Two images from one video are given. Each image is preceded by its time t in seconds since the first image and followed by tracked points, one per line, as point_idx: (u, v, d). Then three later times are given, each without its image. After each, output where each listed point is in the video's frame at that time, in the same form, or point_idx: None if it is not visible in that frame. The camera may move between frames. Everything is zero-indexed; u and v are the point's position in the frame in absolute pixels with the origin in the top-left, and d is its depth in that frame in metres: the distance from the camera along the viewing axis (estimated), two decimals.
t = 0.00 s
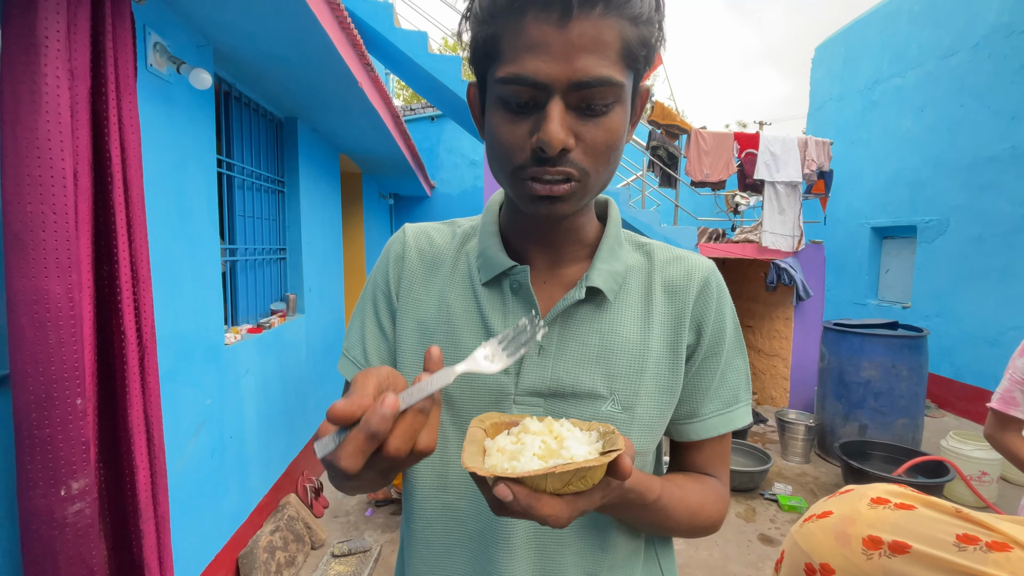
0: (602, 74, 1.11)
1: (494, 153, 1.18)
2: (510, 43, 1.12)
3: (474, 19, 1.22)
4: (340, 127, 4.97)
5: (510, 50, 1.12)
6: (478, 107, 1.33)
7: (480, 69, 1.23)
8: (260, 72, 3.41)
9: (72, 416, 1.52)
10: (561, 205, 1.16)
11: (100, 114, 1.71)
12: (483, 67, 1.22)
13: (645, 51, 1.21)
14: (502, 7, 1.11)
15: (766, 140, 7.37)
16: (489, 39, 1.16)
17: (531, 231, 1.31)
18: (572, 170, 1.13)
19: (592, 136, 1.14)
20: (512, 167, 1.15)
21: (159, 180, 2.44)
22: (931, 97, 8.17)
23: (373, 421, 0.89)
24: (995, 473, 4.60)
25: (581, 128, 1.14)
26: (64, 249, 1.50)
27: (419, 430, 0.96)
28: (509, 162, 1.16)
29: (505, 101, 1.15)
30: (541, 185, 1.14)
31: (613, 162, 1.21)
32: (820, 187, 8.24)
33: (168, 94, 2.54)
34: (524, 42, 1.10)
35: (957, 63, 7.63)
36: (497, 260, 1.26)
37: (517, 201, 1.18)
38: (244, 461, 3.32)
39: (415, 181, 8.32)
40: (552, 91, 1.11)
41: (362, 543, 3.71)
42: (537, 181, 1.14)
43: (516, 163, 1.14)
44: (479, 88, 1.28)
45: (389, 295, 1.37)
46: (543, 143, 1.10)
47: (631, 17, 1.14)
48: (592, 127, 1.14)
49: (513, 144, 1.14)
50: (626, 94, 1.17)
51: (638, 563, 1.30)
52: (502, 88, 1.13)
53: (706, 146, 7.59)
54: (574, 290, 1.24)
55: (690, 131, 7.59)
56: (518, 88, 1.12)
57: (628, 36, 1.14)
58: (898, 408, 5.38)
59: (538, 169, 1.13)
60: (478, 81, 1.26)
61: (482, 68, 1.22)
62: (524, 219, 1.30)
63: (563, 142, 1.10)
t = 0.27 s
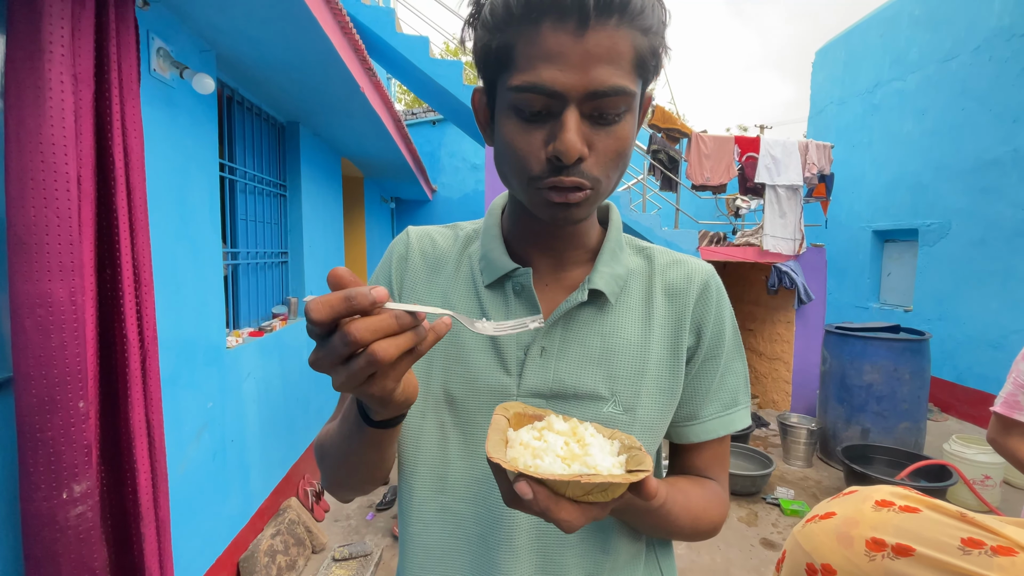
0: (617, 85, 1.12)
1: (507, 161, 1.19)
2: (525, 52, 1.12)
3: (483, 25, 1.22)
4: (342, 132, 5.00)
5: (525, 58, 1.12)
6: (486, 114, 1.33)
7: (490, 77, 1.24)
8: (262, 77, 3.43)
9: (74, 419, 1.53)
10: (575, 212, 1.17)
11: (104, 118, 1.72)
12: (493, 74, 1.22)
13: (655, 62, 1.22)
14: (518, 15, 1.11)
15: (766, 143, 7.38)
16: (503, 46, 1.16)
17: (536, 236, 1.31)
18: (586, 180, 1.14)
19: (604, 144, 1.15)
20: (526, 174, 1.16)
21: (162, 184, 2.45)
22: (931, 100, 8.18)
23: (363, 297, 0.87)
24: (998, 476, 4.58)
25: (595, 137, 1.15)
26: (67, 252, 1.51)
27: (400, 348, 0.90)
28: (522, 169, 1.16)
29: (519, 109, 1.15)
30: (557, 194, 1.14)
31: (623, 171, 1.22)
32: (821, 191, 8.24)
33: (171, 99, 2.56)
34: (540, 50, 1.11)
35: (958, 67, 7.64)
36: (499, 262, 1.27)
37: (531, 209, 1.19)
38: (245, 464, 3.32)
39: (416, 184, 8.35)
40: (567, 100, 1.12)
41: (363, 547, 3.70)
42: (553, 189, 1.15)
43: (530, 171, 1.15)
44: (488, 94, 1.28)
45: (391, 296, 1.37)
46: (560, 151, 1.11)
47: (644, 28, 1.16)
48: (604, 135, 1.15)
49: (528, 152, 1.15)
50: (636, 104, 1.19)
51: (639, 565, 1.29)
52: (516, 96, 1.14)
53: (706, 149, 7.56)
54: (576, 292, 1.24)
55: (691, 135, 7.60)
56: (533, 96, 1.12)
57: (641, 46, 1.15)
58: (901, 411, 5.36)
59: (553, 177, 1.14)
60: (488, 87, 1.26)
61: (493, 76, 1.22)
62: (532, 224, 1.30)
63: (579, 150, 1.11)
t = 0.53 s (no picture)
0: (630, 91, 1.12)
1: (516, 165, 1.18)
2: (540, 55, 1.12)
3: (497, 27, 1.21)
4: (344, 135, 5.01)
5: (540, 61, 1.12)
6: (494, 117, 1.32)
7: (502, 80, 1.23)
8: (264, 81, 3.44)
9: (76, 422, 1.53)
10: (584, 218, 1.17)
11: (107, 122, 1.73)
12: (505, 77, 1.22)
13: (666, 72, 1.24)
14: (535, 19, 1.11)
15: (768, 146, 7.39)
16: (517, 48, 1.15)
17: (543, 241, 1.31)
18: (596, 186, 1.15)
19: (616, 151, 1.15)
20: (537, 178, 1.15)
21: (164, 187, 2.46)
22: (932, 103, 8.18)
23: (416, 334, 0.90)
24: (1002, 480, 4.56)
25: (605, 143, 1.15)
26: (70, 255, 1.51)
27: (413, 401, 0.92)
28: (533, 173, 1.16)
29: (531, 112, 1.15)
30: (568, 200, 1.15)
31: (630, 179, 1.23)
32: (823, 194, 8.24)
33: (174, 102, 2.56)
34: (555, 54, 1.11)
35: (958, 70, 7.65)
36: (501, 266, 1.27)
37: (540, 213, 1.19)
38: (246, 468, 3.32)
39: (417, 188, 8.35)
40: (581, 105, 1.12)
41: (364, 551, 3.69)
42: (564, 195, 1.15)
43: (541, 175, 1.15)
44: (498, 95, 1.27)
45: (394, 301, 1.37)
46: (572, 156, 1.11)
47: (658, 36, 1.16)
48: (615, 141, 1.15)
49: (539, 157, 1.15)
50: (647, 111, 1.19)
51: (643, 568, 1.29)
52: (529, 98, 1.14)
53: (707, 153, 7.56)
54: (578, 296, 1.24)
55: (692, 138, 7.61)
56: (546, 100, 1.12)
57: (654, 55, 1.16)
58: (904, 415, 5.33)
59: (564, 183, 1.14)
60: (498, 90, 1.26)
61: (505, 78, 1.22)
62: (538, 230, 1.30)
63: (592, 156, 1.11)
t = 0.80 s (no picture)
0: (613, 68, 1.11)
1: (510, 152, 1.18)
2: (525, 45, 1.15)
3: (490, 32, 1.26)
4: (356, 137, 5.04)
5: (525, 51, 1.15)
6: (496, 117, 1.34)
7: (498, 78, 1.26)
8: (277, 83, 3.47)
9: (85, 419, 1.54)
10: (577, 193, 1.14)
11: (120, 122, 1.74)
12: (499, 75, 1.24)
13: (656, 56, 1.22)
14: (517, 15, 1.15)
15: (783, 148, 7.28)
16: (505, 45, 1.19)
17: (550, 228, 1.29)
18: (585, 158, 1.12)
19: (605, 128, 1.13)
20: (527, 159, 1.14)
21: (177, 187, 2.48)
22: (954, 104, 8.01)
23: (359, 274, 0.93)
24: None
25: (594, 120, 1.13)
26: (81, 253, 1.53)
27: (336, 329, 0.92)
28: (524, 155, 1.15)
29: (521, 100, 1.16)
30: (557, 173, 1.12)
31: (628, 159, 1.19)
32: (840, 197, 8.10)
33: (188, 104, 2.59)
34: (539, 43, 1.13)
35: (980, 71, 7.48)
36: (514, 259, 1.26)
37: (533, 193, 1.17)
38: (256, 467, 3.33)
39: (429, 190, 8.38)
40: (565, 83, 1.12)
41: (372, 552, 3.67)
42: (553, 170, 1.13)
43: (532, 156, 1.14)
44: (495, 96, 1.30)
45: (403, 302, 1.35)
46: (557, 131, 1.09)
47: (640, 23, 1.17)
48: (605, 120, 1.13)
49: (529, 138, 1.14)
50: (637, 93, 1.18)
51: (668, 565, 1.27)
52: (518, 87, 1.15)
53: (722, 154, 7.49)
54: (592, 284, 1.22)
55: (705, 140, 7.54)
56: (534, 83, 1.13)
57: (636, 39, 1.16)
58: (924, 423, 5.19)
59: (553, 160, 1.12)
60: (496, 89, 1.28)
61: (500, 76, 1.25)
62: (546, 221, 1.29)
63: (578, 131, 1.09)
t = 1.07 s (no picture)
0: (656, 90, 1.13)
1: (542, 161, 1.16)
2: (569, 56, 1.12)
3: (516, 30, 1.19)
4: (356, 133, 5.02)
5: (568, 62, 1.12)
6: (507, 119, 1.30)
7: (523, 82, 1.20)
8: (276, 78, 3.46)
9: (84, 414, 1.53)
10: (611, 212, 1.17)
11: (119, 117, 1.73)
12: (528, 78, 1.19)
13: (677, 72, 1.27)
14: (564, 23, 1.11)
15: (784, 145, 7.26)
16: (543, 50, 1.14)
17: (560, 233, 1.29)
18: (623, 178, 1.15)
19: (641, 147, 1.17)
20: (566, 172, 1.14)
21: (177, 182, 2.48)
22: (956, 101, 7.98)
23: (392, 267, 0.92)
24: None
25: (632, 140, 1.15)
26: (80, 248, 1.52)
27: (378, 316, 0.93)
28: (561, 167, 1.14)
29: (559, 109, 1.13)
30: (596, 190, 1.14)
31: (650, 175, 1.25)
32: (841, 194, 8.08)
33: (187, 99, 2.58)
34: (585, 57, 1.11)
35: (982, 67, 7.45)
36: (508, 255, 1.25)
37: (566, 205, 1.17)
38: (256, 463, 3.34)
39: (430, 186, 8.36)
40: (610, 101, 1.11)
41: (372, 548, 3.68)
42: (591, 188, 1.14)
43: (570, 171, 1.13)
44: (515, 95, 1.24)
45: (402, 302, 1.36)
46: (603, 149, 1.10)
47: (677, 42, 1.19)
48: (639, 139, 1.17)
49: (568, 153, 1.13)
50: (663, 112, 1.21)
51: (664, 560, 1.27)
52: (558, 97, 1.12)
53: (723, 151, 7.47)
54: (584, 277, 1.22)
55: (707, 137, 7.51)
56: (577, 97, 1.11)
57: (673, 59, 1.19)
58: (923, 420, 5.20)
59: (593, 178, 1.13)
60: (517, 93, 1.23)
61: (526, 80, 1.19)
62: (558, 229, 1.28)
63: (624, 152, 1.11)
